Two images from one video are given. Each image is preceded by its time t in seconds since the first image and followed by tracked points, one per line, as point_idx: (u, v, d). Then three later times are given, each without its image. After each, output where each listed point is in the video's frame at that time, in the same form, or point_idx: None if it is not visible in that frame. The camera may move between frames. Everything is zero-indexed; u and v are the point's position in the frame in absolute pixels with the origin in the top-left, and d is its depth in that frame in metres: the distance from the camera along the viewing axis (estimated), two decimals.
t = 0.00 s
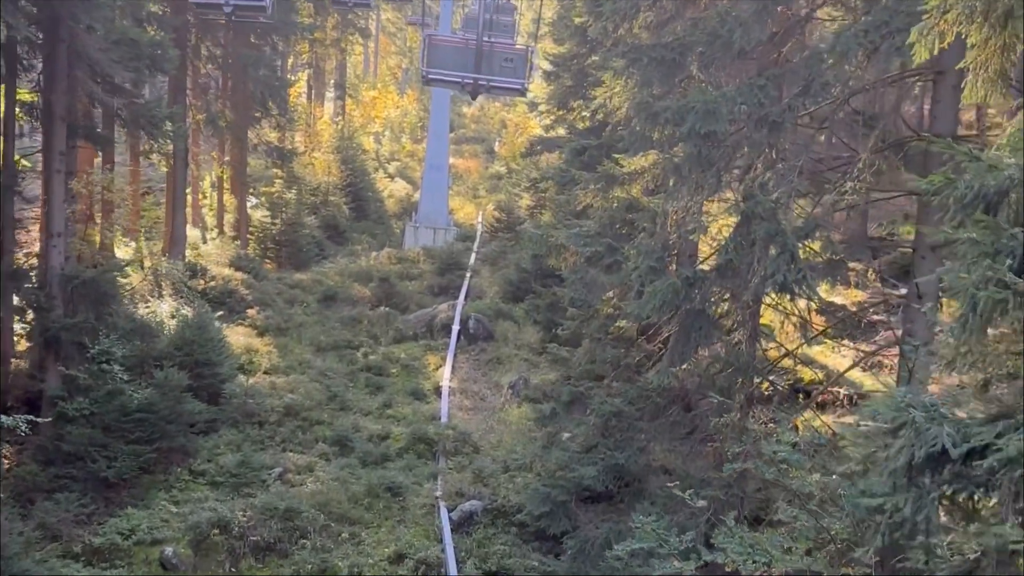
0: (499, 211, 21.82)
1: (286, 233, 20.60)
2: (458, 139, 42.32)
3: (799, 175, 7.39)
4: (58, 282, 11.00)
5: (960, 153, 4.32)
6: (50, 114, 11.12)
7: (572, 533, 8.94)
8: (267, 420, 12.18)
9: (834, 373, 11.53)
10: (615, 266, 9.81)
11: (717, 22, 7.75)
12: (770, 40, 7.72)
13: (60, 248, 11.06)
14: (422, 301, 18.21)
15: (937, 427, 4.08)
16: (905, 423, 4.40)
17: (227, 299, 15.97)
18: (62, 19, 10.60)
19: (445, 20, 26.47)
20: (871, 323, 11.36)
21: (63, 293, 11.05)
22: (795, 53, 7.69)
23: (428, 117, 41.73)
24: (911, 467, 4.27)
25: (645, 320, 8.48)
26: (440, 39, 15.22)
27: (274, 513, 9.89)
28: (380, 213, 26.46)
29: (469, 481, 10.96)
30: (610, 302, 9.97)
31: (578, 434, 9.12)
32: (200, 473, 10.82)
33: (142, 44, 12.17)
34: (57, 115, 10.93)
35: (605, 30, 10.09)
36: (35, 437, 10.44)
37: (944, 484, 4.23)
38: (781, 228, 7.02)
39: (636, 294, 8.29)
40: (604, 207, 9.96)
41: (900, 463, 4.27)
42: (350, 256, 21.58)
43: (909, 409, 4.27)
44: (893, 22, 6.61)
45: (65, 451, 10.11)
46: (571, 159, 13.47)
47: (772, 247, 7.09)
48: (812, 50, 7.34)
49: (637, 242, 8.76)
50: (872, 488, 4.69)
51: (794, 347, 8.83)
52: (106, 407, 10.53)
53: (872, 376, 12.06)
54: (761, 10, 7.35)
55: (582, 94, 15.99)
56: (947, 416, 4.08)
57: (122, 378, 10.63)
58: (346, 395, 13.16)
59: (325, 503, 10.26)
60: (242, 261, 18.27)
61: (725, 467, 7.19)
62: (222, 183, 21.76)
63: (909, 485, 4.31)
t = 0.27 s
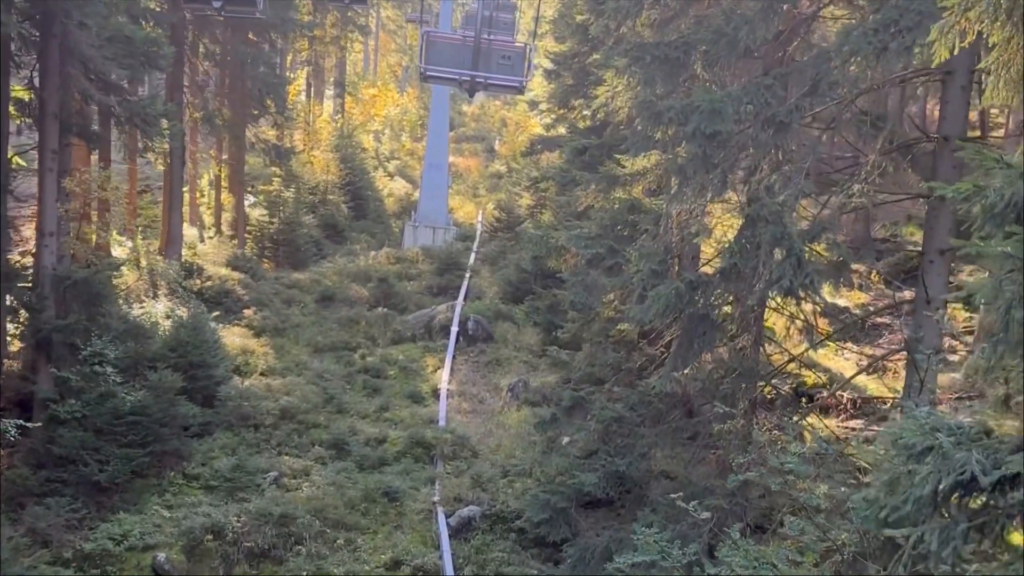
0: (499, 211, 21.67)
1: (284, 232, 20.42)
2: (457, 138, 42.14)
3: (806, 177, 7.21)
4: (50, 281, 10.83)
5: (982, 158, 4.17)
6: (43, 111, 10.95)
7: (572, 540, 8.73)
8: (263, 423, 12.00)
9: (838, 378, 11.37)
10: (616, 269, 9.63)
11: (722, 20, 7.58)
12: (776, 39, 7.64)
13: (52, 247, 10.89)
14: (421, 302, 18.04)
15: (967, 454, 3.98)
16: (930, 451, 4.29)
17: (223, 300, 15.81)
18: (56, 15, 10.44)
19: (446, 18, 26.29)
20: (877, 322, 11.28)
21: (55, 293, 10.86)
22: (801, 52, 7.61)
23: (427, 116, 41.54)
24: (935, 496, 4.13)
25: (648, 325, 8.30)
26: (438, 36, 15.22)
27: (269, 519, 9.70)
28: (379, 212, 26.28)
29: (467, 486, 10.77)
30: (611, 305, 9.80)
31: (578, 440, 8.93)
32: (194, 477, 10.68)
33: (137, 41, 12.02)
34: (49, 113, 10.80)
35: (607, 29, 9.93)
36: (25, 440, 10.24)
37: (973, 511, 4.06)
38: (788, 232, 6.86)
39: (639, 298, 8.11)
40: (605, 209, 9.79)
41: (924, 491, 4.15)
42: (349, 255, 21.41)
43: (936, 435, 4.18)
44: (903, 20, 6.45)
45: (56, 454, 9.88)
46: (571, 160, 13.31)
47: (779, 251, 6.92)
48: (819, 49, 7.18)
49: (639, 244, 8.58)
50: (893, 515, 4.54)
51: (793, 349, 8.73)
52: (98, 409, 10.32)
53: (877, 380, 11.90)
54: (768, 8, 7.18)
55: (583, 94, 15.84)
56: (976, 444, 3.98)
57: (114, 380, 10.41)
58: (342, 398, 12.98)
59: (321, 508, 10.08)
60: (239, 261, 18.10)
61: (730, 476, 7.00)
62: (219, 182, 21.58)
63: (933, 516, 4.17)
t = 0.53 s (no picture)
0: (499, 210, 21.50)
1: (282, 232, 20.25)
2: (458, 137, 41.94)
3: (815, 179, 7.02)
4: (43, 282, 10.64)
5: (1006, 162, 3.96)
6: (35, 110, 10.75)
7: (573, 549, 8.54)
8: (259, 427, 11.82)
9: (845, 382, 11.17)
10: (618, 272, 9.45)
11: (728, 17, 7.39)
12: (783, 38, 7.44)
13: (44, 248, 10.70)
14: (420, 302, 17.87)
15: (1003, 484, 3.76)
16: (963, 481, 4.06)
17: (220, 300, 15.64)
18: (47, 12, 10.24)
19: (446, 16, 26.07)
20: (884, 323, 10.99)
21: (47, 294, 10.68)
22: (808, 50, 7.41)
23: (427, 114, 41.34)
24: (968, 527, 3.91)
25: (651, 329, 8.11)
26: (437, 34, 15.11)
27: (265, 525, 9.49)
28: (379, 211, 26.10)
29: (466, 492, 10.59)
30: (613, 309, 9.62)
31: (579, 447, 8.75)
32: (188, 482, 10.53)
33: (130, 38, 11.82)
34: (42, 111, 10.55)
35: (609, 27, 9.74)
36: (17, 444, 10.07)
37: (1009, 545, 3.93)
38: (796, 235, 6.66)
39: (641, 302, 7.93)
40: (608, 210, 9.61)
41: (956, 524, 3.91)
42: (347, 255, 21.23)
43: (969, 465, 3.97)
44: (914, 18, 6.22)
45: (48, 459, 9.71)
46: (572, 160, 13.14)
47: (786, 255, 6.72)
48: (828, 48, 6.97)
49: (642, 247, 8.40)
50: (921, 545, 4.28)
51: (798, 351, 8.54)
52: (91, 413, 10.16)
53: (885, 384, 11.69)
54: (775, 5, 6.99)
55: (584, 93, 15.66)
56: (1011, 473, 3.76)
57: (108, 383, 10.21)
58: (340, 400, 12.81)
59: (317, 514, 9.89)
60: (236, 261, 17.94)
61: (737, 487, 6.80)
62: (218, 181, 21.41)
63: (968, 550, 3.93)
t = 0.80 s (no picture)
0: (499, 211, 21.36)
1: (281, 233, 20.09)
2: (458, 136, 41.79)
3: (824, 180, 6.84)
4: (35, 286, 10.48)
5: None
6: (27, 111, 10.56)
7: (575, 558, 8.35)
8: (256, 432, 11.66)
9: (850, 385, 10.99)
10: (621, 275, 9.29)
11: (734, 15, 7.22)
12: (790, 37, 7.27)
13: (37, 251, 10.55)
14: (420, 304, 17.71)
15: None
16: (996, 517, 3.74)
17: (218, 303, 15.49)
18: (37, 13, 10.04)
19: (446, 15, 25.89)
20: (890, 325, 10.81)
21: (40, 299, 10.53)
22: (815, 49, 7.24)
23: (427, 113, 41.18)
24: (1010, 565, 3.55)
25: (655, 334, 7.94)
26: (437, 32, 14.99)
27: (261, 534, 9.27)
28: (379, 212, 25.97)
29: (467, 498, 10.42)
30: (615, 313, 9.46)
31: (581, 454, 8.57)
32: (184, 489, 10.32)
33: (124, 38, 11.66)
34: (35, 112, 10.37)
35: (612, 26, 9.58)
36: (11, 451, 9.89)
37: None
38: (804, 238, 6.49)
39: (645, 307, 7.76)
40: (610, 212, 9.45)
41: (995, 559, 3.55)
42: (347, 256, 21.08)
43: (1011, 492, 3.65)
44: (926, 15, 6.02)
45: (41, 466, 9.56)
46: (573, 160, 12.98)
47: (794, 259, 6.54)
48: (838, 45, 6.79)
49: (646, 251, 8.24)
50: None
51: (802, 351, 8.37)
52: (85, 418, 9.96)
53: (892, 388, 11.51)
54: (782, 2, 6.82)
55: (586, 93, 15.49)
56: None
57: (102, 389, 10.06)
58: (339, 405, 12.65)
59: (314, 522, 9.69)
60: (234, 263, 17.80)
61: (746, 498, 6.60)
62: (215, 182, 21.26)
63: None
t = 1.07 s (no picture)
0: (499, 211, 21.20)
1: (279, 235, 19.91)
2: (458, 136, 41.61)
3: (833, 179, 6.66)
4: (29, 291, 10.26)
5: None
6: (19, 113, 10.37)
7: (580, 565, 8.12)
8: (254, 438, 11.49)
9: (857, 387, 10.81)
10: (623, 278, 9.12)
11: (739, 12, 7.05)
12: (796, 33, 7.10)
13: (30, 256, 10.35)
14: (420, 306, 17.54)
15: None
16: None
17: (216, 306, 15.32)
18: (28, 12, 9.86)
19: (445, 14, 25.73)
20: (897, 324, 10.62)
21: (34, 304, 10.32)
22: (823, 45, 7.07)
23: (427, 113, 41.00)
24: None
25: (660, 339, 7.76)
26: (436, 31, 14.84)
27: (259, 542, 9.06)
28: (378, 213, 25.81)
29: (468, 504, 10.23)
30: (618, 316, 9.28)
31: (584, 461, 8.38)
32: (181, 496, 10.11)
33: (117, 38, 11.50)
34: (27, 114, 10.17)
35: (613, 24, 9.42)
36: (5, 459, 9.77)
37: None
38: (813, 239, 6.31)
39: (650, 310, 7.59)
40: (612, 213, 9.27)
41: None
42: (346, 258, 20.91)
43: None
44: (938, 9, 5.84)
45: (35, 474, 9.46)
46: (574, 161, 12.82)
47: (804, 261, 6.36)
48: (847, 41, 6.62)
49: (649, 253, 8.06)
50: None
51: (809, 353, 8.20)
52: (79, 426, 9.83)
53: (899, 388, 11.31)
54: None
55: (586, 92, 15.33)
56: None
57: (97, 395, 9.92)
58: (338, 409, 12.48)
59: (313, 530, 9.47)
60: (232, 265, 17.64)
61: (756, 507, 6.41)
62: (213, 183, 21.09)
63: None
